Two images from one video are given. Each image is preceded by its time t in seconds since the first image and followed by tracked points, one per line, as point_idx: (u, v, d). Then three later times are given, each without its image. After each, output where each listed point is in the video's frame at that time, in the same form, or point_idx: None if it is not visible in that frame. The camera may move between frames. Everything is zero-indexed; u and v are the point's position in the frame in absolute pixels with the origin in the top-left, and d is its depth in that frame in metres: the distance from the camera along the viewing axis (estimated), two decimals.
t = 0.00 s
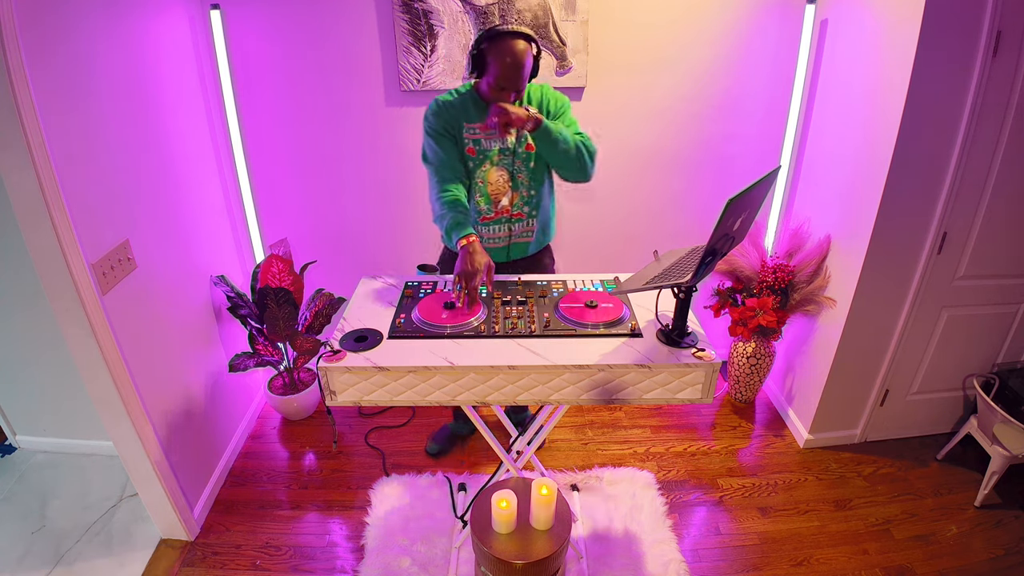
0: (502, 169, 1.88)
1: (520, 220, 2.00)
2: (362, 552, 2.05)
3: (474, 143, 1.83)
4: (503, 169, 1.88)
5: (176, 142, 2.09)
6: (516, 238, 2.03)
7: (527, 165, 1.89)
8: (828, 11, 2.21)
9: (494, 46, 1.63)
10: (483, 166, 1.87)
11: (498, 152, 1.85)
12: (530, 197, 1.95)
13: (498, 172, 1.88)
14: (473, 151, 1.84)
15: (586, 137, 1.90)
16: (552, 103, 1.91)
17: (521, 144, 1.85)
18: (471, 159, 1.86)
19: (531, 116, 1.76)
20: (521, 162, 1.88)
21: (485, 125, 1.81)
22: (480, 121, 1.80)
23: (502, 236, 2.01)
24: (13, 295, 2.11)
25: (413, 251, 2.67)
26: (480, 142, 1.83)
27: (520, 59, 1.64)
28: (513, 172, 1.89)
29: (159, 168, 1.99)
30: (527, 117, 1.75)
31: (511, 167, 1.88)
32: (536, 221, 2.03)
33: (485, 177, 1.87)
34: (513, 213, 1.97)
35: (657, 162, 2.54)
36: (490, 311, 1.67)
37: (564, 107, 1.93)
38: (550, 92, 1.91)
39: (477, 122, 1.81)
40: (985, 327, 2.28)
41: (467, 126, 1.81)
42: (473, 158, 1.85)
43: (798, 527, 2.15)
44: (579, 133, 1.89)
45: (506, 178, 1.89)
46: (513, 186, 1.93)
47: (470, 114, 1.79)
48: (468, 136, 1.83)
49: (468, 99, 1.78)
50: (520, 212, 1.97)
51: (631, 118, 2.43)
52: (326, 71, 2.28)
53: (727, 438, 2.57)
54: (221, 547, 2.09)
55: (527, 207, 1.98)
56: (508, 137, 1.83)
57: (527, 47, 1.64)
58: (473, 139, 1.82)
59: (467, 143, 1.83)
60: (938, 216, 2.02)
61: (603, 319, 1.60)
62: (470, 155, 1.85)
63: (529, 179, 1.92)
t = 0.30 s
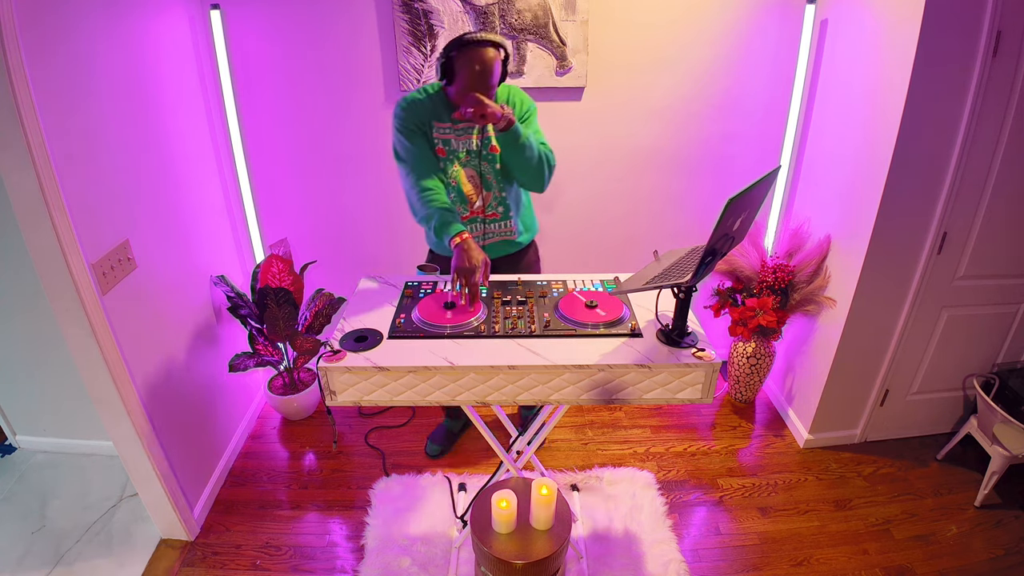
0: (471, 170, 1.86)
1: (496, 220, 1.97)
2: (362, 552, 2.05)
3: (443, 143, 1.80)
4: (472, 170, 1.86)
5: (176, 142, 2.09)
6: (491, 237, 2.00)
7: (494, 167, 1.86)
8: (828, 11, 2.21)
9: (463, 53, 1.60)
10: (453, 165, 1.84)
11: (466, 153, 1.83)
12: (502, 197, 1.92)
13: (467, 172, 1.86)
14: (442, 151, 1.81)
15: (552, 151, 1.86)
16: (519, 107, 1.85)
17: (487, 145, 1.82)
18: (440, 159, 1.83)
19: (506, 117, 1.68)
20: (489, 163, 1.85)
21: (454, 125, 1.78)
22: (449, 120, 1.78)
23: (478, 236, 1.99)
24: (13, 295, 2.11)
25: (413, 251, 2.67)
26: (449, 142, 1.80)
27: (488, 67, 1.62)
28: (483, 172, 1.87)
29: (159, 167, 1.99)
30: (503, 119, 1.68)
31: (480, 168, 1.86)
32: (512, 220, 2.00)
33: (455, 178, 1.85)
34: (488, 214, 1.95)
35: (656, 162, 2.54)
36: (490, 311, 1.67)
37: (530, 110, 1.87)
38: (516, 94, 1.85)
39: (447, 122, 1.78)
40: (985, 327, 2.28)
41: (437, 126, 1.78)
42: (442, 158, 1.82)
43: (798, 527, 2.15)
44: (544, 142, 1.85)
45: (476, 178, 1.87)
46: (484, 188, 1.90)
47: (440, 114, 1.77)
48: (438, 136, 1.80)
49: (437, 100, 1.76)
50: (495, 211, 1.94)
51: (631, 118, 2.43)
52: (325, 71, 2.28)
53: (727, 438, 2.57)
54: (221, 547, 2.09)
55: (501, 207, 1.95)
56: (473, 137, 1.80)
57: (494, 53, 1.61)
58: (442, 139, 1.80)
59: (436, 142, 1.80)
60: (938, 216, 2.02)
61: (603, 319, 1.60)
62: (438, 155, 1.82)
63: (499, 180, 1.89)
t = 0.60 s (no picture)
0: (471, 171, 1.83)
1: (497, 219, 1.95)
2: (362, 552, 2.05)
3: (444, 149, 1.77)
4: (472, 172, 1.83)
5: (177, 142, 2.09)
6: (490, 237, 1.98)
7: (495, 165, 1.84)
8: (827, 11, 2.22)
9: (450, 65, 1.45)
10: (454, 170, 1.81)
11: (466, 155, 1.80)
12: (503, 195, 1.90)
13: (468, 174, 1.83)
14: (443, 157, 1.77)
15: (541, 145, 1.77)
16: (514, 102, 1.79)
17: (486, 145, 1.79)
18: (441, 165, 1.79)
19: (478, 120, 1.53)
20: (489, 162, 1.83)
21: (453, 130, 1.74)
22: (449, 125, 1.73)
23: (476, 239, 1.95)
24: (13, 294, 2.11)
25: (413, 251, 2.67)
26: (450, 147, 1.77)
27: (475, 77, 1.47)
28: (483, 172, 1.85)
29: (159, 167, 1.99)
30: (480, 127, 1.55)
31: (480, 168, 1.84)
32: (512, 218, 1.99)
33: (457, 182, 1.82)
34: (489, 213, 1.92)
35: (656, 162, 2.54)
36: (490, 311, 1.67)
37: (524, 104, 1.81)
38: (510, 89, 1.80)
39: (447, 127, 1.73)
40: (985, 327, 2.28)
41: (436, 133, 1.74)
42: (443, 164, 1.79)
43: (798, 527, 2.15)
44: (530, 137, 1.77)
45: (477, 180, 1.84)
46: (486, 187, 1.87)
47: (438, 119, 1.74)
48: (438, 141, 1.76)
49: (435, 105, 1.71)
50: (497, 210, 1.92)
51: (631, 118, 2.43)
52: (325, 71, 2.28)
53: (727, 438, 2.57)
54: (222, 547, 2.09)
55: (501, 205, 1.93)
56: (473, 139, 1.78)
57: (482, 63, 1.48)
58: (442, 146, 1.76)
59: (436, 149, 1.77)
60: (938, 216, 2.02)
61: (603, 319, 1.60)
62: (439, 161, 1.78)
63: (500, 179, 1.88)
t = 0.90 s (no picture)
0: (498, 172, 1.83)
1: (518, 220, 1.95)
2: (362, 552, 2.05)
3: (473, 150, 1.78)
4: (500, 173, 1.83)
5: (177, 141, 2.09)
6: (508, 238, 1.98)
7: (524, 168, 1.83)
8: (827, 11, 2.22)
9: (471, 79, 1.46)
10: (480, 172, 1.82)
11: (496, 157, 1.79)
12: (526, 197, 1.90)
13: (495, 175, 1.83)
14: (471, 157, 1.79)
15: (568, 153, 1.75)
16: (543, 104, 1.78)
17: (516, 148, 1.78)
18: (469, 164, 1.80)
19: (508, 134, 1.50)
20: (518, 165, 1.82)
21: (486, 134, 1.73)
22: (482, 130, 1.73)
23: (494, 236, 1.96)
24: (13, 294, 2.11)
25: (414, 250, 2.67)
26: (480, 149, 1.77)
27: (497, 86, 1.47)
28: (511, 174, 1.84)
29: (159, 167, 1.99)
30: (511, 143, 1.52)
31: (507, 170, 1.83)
32: (530, 220, 1.99)
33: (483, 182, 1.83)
34: (511, 213, 1.92)
35: (656, 162, 2.54)
36: (490, 311, 1.67)
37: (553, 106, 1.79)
38: (541, 89, 1.78)
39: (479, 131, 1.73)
40: (985, 327, 2.28)
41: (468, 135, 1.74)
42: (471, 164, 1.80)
43: (798, 527, 2.15)
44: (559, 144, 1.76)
45: (501, 182, 1.84)
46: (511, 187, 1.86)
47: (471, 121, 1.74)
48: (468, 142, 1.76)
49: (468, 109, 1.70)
50: (519, 210, 1.92)
51: (631, 118, 2.43)
52: (325, 71, 2.28)
53: (727, 438, 2.57)
54: (222, 547, 2.09)
55: (523, 206, 1.93)
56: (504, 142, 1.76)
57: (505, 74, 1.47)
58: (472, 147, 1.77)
59: (466, 149, 1.78)
60: (938, 216, 2.02)
61: (603, 319, 1.60)
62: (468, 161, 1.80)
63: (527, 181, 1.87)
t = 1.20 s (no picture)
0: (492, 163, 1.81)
1: (512, 213, 1.94)
2: (362, 552, 2.05)
3: (467, 139, 1.77)
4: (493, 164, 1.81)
5: (176, 141, 2.09)
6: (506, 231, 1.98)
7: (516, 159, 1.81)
8: (827, 11, 2.22)
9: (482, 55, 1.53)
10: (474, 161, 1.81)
11: (490, 147, 1.78)
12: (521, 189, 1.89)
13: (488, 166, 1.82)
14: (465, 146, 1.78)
15: (563, 145, 1.78)
16: (540, 97, 1.76)
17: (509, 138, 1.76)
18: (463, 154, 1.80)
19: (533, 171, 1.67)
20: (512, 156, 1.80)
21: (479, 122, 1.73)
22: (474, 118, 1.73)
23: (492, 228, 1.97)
24: (13, 294, 2.11)
25: (414, 250, 2.67)
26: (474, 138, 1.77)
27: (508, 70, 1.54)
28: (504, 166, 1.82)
29: (159, 166, 1.99)
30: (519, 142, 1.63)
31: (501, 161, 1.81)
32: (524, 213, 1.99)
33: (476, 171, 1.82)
34: (505, 206, 1.92)
35: (656, 162, 2.54)
36: (490, 311, 1.67)
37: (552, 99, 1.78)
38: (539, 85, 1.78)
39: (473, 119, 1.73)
40: (985, 327, 2.28)
41: (462, 123, 1.74)
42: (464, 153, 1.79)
43: (798, 527, 2.15)
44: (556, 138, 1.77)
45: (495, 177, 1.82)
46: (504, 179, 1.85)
47: (467, 112, 1.73)
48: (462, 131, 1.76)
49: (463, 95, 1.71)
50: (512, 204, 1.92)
51: (631, 118, 2.43)
52: (325, 71, 2.28)
53: (727, 438, 2.57)
54: (222, 547, 2.09)
55: (517, 199, 1.92)
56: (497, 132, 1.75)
57: (517, 58, 1.54)
58: (466, 136, 1.76)
59: (460, 138, 1.77)
60: (938, 215, 2.02)
61: (603, 319, 1.60)
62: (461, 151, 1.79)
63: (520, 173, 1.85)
